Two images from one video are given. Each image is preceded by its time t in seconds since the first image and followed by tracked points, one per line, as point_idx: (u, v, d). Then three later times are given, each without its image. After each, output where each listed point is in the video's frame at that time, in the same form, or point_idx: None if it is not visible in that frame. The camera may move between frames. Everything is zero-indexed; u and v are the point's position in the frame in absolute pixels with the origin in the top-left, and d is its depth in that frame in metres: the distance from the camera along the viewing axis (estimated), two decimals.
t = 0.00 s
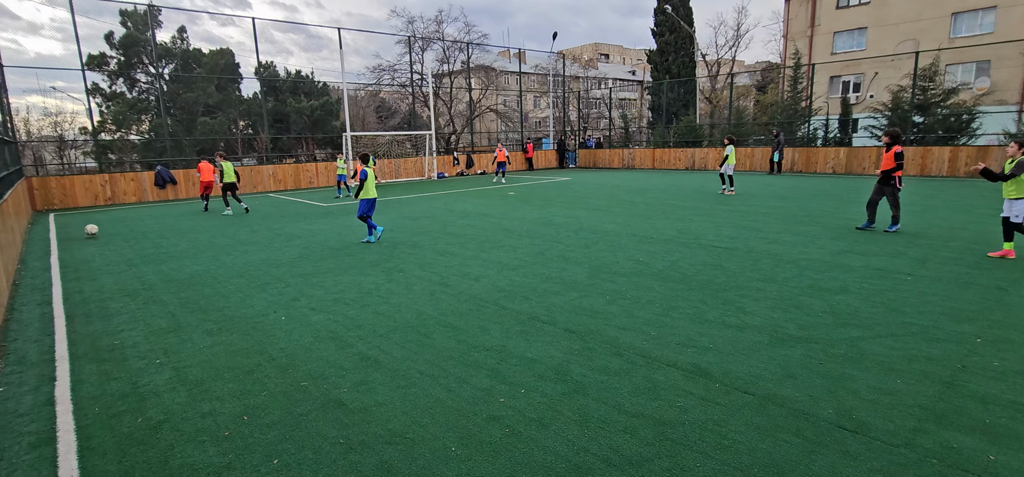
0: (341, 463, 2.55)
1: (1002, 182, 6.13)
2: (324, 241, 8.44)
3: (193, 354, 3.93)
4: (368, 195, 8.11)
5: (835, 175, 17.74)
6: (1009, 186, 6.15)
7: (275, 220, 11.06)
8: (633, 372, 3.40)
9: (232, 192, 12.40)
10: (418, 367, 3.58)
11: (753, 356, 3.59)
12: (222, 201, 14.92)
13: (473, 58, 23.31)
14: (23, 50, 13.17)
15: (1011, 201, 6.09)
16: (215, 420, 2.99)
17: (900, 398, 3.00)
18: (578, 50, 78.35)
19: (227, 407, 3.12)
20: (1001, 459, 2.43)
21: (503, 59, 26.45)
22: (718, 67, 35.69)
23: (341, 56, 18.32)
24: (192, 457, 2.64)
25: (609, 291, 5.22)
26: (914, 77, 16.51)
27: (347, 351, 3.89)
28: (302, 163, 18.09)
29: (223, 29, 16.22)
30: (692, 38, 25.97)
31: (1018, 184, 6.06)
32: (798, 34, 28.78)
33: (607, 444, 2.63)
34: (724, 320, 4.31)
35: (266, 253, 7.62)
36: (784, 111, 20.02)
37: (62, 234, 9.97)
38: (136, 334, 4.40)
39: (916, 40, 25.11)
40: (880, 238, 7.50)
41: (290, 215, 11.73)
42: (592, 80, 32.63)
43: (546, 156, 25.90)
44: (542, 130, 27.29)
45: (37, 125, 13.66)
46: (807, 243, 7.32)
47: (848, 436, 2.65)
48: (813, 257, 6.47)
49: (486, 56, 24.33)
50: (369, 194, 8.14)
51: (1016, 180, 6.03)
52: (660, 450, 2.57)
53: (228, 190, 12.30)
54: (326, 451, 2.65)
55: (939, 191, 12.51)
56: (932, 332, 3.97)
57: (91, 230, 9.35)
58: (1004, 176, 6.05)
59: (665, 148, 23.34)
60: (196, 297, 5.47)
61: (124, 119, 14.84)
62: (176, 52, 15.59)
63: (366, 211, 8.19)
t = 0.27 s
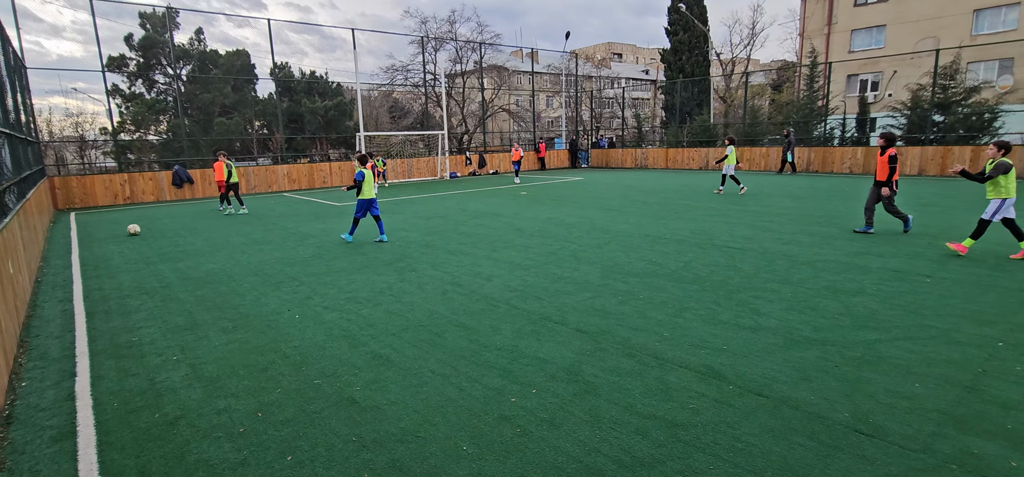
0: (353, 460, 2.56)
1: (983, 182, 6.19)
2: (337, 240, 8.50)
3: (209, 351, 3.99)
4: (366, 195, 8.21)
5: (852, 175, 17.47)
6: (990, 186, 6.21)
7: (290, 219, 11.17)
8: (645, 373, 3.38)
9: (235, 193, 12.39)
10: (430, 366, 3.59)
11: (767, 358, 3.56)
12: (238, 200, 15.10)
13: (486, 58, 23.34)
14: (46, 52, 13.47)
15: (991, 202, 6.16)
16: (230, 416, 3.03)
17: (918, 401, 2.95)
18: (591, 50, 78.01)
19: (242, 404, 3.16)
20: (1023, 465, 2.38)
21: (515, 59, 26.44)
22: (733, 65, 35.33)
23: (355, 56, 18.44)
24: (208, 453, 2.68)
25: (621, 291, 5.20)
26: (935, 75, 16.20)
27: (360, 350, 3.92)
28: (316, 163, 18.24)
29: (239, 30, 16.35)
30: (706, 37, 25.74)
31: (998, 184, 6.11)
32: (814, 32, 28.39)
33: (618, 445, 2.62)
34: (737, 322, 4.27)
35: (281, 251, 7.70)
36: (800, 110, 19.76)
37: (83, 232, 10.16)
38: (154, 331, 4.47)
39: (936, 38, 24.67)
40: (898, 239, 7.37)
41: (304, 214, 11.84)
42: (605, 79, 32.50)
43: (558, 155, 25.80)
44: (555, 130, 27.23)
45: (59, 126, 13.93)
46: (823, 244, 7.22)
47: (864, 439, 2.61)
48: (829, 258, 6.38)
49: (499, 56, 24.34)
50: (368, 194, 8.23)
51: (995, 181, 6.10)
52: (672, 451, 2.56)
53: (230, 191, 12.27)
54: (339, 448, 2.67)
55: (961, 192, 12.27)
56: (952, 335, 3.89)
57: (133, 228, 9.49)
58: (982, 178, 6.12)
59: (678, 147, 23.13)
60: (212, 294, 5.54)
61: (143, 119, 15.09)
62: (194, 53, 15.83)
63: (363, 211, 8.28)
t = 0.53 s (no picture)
0: (362, 458, 2.58)
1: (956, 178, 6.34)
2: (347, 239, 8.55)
3: (220, 349, 4.03)
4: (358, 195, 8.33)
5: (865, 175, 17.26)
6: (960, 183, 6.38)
7: (300, 218, 11.25)
8: (654, 374, 3.37)
9: (234, 193, 12.43)
10: (438, 365, 3.60)
11: (777, 359, 3.53)
12: (249, 200, 15.22)
13: (495, 58, 23.36)
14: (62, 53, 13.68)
15: (964, 197, 6.31)
16: (241, 414, 3.06)
17: (932, 404, 2.91)
18: (600, 49, 77.73)
19: (252, 402, 3.18)
20: None
21: (524, 59, 26.44)
22: (744, 65, 35.07)
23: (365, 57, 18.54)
24: (219, 450, 2.71)
25: (630, 291, 5.18)
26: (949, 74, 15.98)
27: (369, 349, 3.93)
28: (326, 163, 18.35)
29: (250, 31, 16.48)
30: (717, 36, 25.59)
31: (969, 180, 6.29)
32: (826, 31, 28.10)
33: (627, 445, 2.61)
34: (748, 323, 4.23)
35: (291, 251, 7.76)
36: (812, 109, 19.58)
37: (98, 231, 10.31)
38: (167, 329, 4.52)
39: (951, 36, 24.31)
40: (912, 240, 7.27)
41: (313, 214, 11.92)
42: (614, 79, 32.43)
43: (567, 155, 25.72)
44: (564, 130, 27.21)
45: (74, 127, 14.12)
46: (834, 244, 7.14)
47: (876, 442, 2.58)
48: (841, 259, 6.31)
49: (508, 56, 24.37)
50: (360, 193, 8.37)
51: (968, 177, 6.27)
52: (681, 452, 2.54)
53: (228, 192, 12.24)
54: (348, 447, 2.68)
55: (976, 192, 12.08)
56: (967, 337, 3.83)
57: (161, 228, 9.54)
58: (957, 172, 6.26)
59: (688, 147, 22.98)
60: (223, 293, 5.60)
61: (156, 120, 15.27)
62: (206, 54, 16.02)
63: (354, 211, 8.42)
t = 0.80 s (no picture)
0: (368, 457, 2.59)
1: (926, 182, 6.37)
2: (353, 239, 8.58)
3: (228, 348, 4.06)
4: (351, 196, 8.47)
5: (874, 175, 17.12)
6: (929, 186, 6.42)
7: (307, 218, 11.30)
8: (660, 375, 3.36)
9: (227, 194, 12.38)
10: (444, 365, 3.61)
11: (785, 360, 3.51)
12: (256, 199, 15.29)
13: (501, 58, 23.38)
14: (72, 54, 13.79)
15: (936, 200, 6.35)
16: (248, 412, 3.07)
17: (941, 406, 2.88)
18: (607, 48, 77.59)
19: (260, 401, 3.20)
20: None
21: (531, 58, 26.42)
22: (751, 64, 34.90)
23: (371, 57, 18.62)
24: (227, 448, 2.72)
25: (636, 291, 5.16)
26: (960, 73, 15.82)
27: (375, 348, 3.95)
28: (333, 163, 18.42)
29: (258, 32, 16.59)
30: (724, 35, 25.49)
31: (938, 182, 6.33)
32: (835, 30, 27.90)
33: (633, 446, 2.60)
34: (754, 323, 4.21)
35: (297, 250, 7.79)
36: (820, 108, 19.47)
37: (107, 231, 10.40)
38: (175, 328, 4.55)
39: (962, 35, 24.07)
40: (922, 240, 7.21)
41: (320, 213, 11.97)
42: (620, 78, 32.38)
43: (573, 155, 25.68)
44: (570, 130, 27.20)
45: (85, 127, 14.25)
46: (842, 245, 7.09)
47: (885, 445, 2.56)
48: (849, 260, 6.26)
49: (514, 56, 24.40)
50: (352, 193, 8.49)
51: (936, 180, 6.31)
52: (688, 454, 2.53)
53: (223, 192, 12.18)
54: (354, 446, 2.69)
55: (986, 192, 11.97)
56: (978, 339, 3.79)
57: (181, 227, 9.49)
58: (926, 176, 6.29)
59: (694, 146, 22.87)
60: (230, 292, 5.63)
61: (165, 120, 15.38)
62: (214, 54, 16.12)
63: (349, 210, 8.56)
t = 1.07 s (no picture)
0: (372, 456, 2.59)
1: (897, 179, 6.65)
2: (357, 239, 8.59)
3: (233, 347, 4.07)
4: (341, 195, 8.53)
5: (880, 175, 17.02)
6: (899, 181, 6.69)
7: (311, 218, 11.33)
8: (665, 375, 3.35)
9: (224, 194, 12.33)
10: (448, 365, 3.61)
11: (790, 361, 3.49)
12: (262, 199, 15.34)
13: (505, 58, 23.40)
14: (79, 55, 13.95)
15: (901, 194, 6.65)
16: (253, 411, 3.09)
17: (948, 408, 2.86)
18: (611, 48, 77.47)
19: (265, 399, 3.22)
20: None
21: (535, 59, 26.43)
22: (757, 64, 34.77)
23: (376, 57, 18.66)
24: (232, 447, 2.73)
25: (640, 292, 5.15)
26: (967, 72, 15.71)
27: (379, 348, 3.95)
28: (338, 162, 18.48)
29: (263, 32, 16.66)
30: (729, 35, 25.40)
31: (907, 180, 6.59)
32: (841, 29, 27.74)
33: (637, 447, 2.60)
34: (759, 324, 4.19)
35: (302, 250, 7.82)
36: (825, 108, 19.38)
37: (114, 230, 10.46)
38: (180, 327, 4.58)
39: (969, 34, 23.92)
40: (928, 241, 7.17)
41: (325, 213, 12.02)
42: (625, 78, 32.32)
43: (578, 155, 25.64)
44: (574, 129, 27.18)
45: (91, 127, 14.37)
46: (848, 245, 7.05)
47: (891, 446, 2.54)
48: (855, 261, 6.23)
49: (519, 55, 24.41)
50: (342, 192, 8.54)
51: (906, 176, 6.58)
52: (692, 455, 2.53)
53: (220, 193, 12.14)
54: (359, 445, 2.70)
55: (995, 192, 11.87)
56: (985, 340, 3.77)
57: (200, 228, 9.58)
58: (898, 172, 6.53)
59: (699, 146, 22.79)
60: (235, 292, 5.66)
61: (171, 120, 15.45)
62: (219, 55, 16.19)
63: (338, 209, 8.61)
